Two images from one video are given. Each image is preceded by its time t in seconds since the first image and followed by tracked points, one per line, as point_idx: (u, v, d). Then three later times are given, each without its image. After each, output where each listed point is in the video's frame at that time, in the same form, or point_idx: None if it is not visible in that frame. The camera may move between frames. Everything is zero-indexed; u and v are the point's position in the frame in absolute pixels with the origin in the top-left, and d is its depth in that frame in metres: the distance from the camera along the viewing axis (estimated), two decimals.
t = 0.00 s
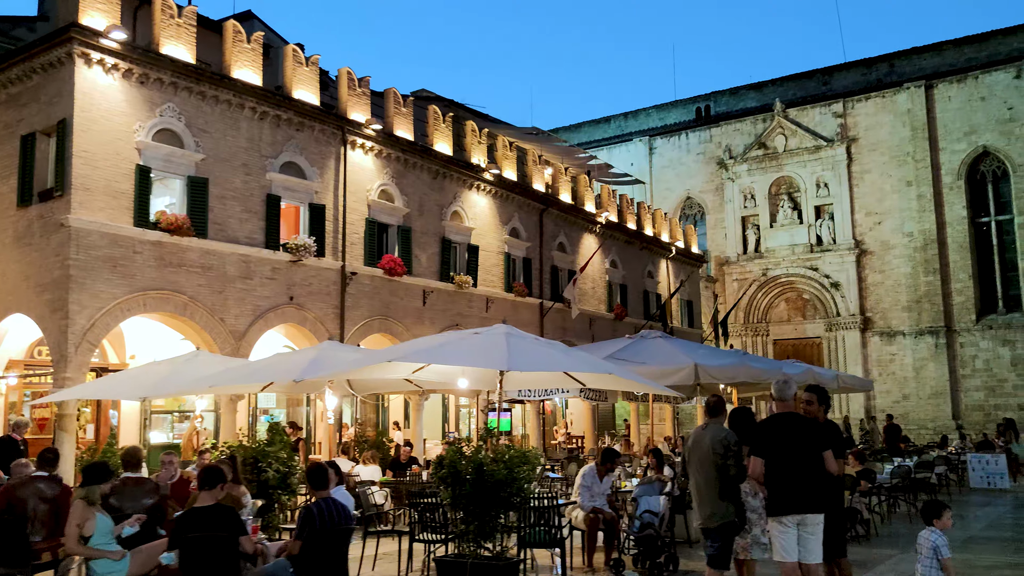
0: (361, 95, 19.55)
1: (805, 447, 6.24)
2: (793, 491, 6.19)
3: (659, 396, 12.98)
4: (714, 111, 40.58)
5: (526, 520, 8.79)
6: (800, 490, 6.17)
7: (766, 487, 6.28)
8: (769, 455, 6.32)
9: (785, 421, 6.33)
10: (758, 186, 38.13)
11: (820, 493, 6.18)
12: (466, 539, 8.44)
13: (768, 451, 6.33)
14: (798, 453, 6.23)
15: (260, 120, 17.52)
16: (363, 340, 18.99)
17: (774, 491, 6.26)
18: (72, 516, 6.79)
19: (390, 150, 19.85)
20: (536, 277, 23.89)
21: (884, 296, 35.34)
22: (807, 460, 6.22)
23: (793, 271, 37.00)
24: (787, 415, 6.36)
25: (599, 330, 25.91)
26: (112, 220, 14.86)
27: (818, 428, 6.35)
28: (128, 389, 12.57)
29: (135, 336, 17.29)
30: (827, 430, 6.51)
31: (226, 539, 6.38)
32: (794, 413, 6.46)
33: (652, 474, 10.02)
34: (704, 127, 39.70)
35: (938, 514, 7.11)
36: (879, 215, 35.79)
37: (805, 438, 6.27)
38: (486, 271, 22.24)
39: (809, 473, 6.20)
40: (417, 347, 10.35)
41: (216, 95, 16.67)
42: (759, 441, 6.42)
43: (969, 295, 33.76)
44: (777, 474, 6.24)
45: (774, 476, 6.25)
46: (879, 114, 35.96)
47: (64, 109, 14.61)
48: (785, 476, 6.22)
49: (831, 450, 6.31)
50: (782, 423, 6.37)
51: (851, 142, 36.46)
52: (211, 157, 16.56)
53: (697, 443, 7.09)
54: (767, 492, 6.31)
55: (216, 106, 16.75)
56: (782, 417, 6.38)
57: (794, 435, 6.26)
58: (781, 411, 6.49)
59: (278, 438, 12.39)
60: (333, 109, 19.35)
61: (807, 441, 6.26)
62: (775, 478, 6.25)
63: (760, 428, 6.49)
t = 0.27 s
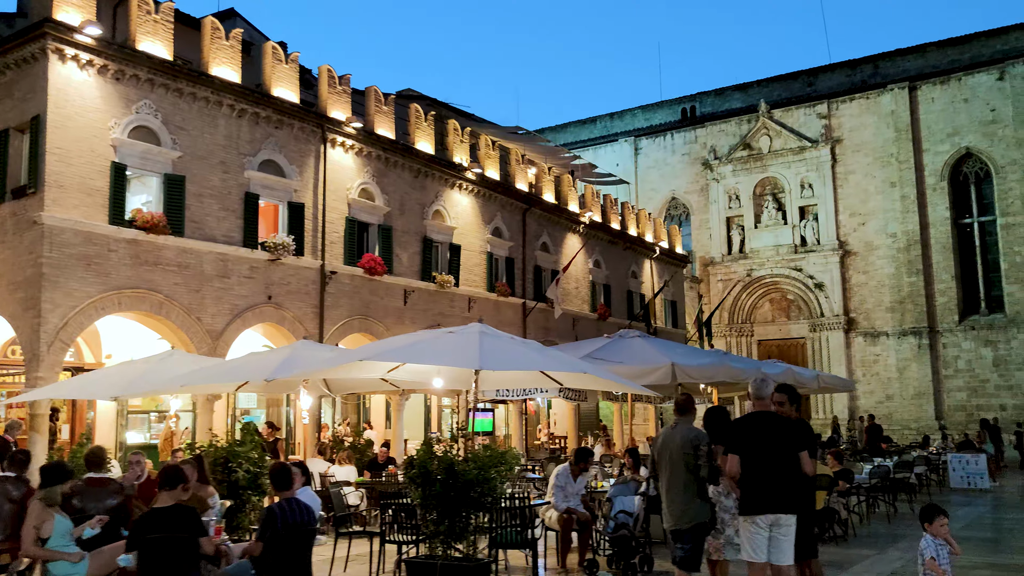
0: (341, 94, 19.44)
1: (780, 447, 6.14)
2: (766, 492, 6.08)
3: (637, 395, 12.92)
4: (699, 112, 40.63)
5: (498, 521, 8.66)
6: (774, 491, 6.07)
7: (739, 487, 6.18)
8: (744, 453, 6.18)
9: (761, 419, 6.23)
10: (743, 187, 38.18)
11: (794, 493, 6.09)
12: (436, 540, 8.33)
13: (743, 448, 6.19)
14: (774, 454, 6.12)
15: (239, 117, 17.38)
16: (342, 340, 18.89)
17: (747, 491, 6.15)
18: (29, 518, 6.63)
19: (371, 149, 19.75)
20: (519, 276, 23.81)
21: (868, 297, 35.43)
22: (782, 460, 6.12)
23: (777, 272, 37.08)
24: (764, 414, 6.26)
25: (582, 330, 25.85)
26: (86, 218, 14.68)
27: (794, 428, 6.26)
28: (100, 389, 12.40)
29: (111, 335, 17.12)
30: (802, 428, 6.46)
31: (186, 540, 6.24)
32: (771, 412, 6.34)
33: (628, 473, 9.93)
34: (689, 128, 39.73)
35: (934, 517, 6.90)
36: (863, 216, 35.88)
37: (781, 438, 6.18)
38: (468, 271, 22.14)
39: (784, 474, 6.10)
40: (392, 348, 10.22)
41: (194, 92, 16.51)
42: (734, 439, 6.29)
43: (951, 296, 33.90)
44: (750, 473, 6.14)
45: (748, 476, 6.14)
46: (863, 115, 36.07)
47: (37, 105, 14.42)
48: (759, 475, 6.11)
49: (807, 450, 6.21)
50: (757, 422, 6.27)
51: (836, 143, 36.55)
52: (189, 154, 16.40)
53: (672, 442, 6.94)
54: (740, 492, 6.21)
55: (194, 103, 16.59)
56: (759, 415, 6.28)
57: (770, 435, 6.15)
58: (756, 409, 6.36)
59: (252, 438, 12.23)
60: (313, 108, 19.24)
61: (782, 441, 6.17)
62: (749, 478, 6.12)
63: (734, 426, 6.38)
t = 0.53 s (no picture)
0: (319, 93, 19.30)
1: (747, 451, 6.04)
2: (732, 497, 5.95)
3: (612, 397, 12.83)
4: (683, 114, 40.65)
5: (466, 526, 8.51)
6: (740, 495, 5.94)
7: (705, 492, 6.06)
8: (709, 456, 6.07)
9: (728, 422, 6.14)
10: (725, 189, 38.23)
11: (759, 498, 5.97)
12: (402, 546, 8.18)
13: (710, 452, 6.08)
14: (740, 457, 6.01)
15: (214, 116, 17.18)
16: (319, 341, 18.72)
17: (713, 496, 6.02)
18: None
19: (349, 148, 19.61)
20: (499, 277, 23.69)
21: (850, 298, 35.51)
22: (748, 464, 6.01)
23: (760, 274, 37.13)
24: (731, 417, 6.17)
25: (564, 331, 25.76)
26: (57, 217, 14.44)
27: (761, 431, 6.19)
28: (66, 391, 12.18)
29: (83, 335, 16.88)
30: (769, 432, 6.39)
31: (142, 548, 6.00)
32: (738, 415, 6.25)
33: (601, 476, 9.81)
34: (673, 129, 39.74)
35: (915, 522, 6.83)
36: (845, 218, 35.97)
37: (748, 441, 6.08)
38: (448, 272, 22.00)
39: (749, 479, 5.98)
40: (361, 349, 10.06)
41: (168, 90, 16.30)
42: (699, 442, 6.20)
43: (932, 297, 34.03)
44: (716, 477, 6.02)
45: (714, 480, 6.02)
46: (845, 117, 36.17)
47: (6, 102, 14.17)
48: (727, 480, 5.99)
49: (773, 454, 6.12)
50: (724, 425, 6.17)
51: (818, 145, 36.62)
52: (162, 153, 16.19)
53: (638, 447, 6.82)
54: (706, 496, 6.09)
55: (168, 101, 16.38)
56: (726, 418, 6.18)
57: (736, 438, 6.06)
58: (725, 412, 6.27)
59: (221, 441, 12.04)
60: (290, 107, 19.08)
61: (749, 444, 6.07)
62: (716, 482, 6.01)
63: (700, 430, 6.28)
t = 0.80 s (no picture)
0: (296, 91, 19.15)
1: (708, 453, 5.92)
2: (693, 499, 5.84)
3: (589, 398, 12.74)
4: (666, 114, 40.67)
5: (437, 528, 8.36)
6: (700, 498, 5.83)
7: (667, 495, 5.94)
8: (669, 458, 6.00)
9: (688, 424, 6.04)
10: (708, 190, 38.28)
11: (718, 499, 5.85)
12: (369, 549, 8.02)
13: (669, 453, 6.01)
14: (701, 459, 5.90)
15: (189, 113, 16.97)
16: (296, 341, 18.54)
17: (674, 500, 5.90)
18: None
19: (327, 146, 19.46)
20: (480, 277, 23.57)
21: (832, 299, 35.60)
22: (709, 465, 5.90)
23: (742, 274, 37.20)
24: (692, 418, 6.05)
25: (545, 331, 25.66)
26: (27, 215, 14.19)
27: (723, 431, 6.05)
28: (35, 392, 11.98)
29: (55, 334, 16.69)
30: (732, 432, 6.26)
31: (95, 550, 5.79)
32: (700, 416, 6.12)
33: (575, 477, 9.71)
34: (655, 130, 39.76)
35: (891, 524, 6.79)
36: (827, 219, 36.05)
37: (709, 443, 5.96)
38: (428, 271, 21.86)
39: (710, 481, 5.86)
40: (332, 349, 9.89)
41: (142, 87, 16.08)
42: (660, 445, 6.09)
43: (913, 298, 34.19)
44: (677, 480, 5.91)
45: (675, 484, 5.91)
46: (827, 119, 36.27)
47: None
48: (687, 480, 5.88)
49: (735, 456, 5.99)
50: (686, 426, 6.06)
51: (800, 146, 36.71)
52: (136, 150, 15.97)
53: (605, 451, 6.69)
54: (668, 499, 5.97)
55: (142, 98, 16.16)
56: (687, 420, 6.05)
57: (697, 440, 5.94)
58: (687, 414, 6.13)
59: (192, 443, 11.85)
60: (268, 104, 18.91)
61: (710, 446, 5.95)
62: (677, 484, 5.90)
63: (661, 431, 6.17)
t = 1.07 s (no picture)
0: (274, 86, 18.96)
1: (665, 452, 5.81)
2: (650, 499, 5.72)
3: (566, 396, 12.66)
4: (650, 114, 40.66)
5: (405, 527, 8.21)
6: (658, 497, 5.71)
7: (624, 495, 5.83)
8: (626, 458, 5.89)
9: (645, 423, 5.93)
10: (691, 190, 38.31)
11: (675, 499, 5.72)
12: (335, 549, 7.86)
13: (625, 453, 5.90)
14: (658, 458, 5.79)
15: (165, 108, 16.75)
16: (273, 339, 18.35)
17: (632, 500, 5.78)
18: None
19: (305, 143, 19.27)
20: (461, 276, 23.44)
21: (814, 299, 35.68)
22: (665, 465, 5.77)
23: (724, 274, 37.24)
24: (651, 416, 5.94)
25: (526, 330, 25.56)
26: None
27: (681, 429, 5.92)
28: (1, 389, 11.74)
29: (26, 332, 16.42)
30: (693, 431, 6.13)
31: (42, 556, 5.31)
32: (658, 414, 6.00)
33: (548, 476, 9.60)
34: (639, 129, 39.76)
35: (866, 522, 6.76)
36: (809, 219, 36.12)
37: (666, 441, 5.85)
38: (408, 269, 21.70)
39: (667, 480, 5.74)
40: (300, 346, 9.73)
41: (116, 81, 15.85)
42: (618, 443, 5.96)
43: (895, 298, 34.31)
44: (633, 480, 5.81)
45: (632, 483, 5.80)
46: (810, 119, 36.35)
47: None
48: (643, 481, 5.77)
49: (693, 453, 5.86)
50: (643, 424, 5.96)
51: (783, 146, 36.76)
52: (110, 145, 15.73)
53: (571, 451, 6.62)
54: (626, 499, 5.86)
55: (116, 93, 15.93)
56: (643, 418, 5.95)
57: (653, 438, 5.84)
58: (645, 411, 6.00)
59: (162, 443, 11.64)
60: (245, 100, 18.70)
61: (667, 444, 5.84)
62: (633, 484, 5.80)
63: (619, 430, 6.05)
